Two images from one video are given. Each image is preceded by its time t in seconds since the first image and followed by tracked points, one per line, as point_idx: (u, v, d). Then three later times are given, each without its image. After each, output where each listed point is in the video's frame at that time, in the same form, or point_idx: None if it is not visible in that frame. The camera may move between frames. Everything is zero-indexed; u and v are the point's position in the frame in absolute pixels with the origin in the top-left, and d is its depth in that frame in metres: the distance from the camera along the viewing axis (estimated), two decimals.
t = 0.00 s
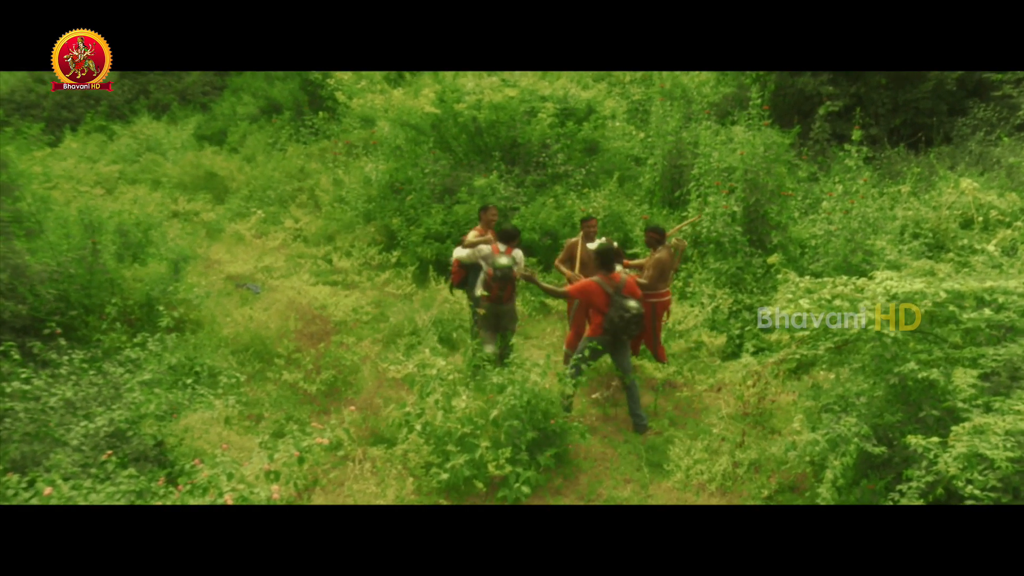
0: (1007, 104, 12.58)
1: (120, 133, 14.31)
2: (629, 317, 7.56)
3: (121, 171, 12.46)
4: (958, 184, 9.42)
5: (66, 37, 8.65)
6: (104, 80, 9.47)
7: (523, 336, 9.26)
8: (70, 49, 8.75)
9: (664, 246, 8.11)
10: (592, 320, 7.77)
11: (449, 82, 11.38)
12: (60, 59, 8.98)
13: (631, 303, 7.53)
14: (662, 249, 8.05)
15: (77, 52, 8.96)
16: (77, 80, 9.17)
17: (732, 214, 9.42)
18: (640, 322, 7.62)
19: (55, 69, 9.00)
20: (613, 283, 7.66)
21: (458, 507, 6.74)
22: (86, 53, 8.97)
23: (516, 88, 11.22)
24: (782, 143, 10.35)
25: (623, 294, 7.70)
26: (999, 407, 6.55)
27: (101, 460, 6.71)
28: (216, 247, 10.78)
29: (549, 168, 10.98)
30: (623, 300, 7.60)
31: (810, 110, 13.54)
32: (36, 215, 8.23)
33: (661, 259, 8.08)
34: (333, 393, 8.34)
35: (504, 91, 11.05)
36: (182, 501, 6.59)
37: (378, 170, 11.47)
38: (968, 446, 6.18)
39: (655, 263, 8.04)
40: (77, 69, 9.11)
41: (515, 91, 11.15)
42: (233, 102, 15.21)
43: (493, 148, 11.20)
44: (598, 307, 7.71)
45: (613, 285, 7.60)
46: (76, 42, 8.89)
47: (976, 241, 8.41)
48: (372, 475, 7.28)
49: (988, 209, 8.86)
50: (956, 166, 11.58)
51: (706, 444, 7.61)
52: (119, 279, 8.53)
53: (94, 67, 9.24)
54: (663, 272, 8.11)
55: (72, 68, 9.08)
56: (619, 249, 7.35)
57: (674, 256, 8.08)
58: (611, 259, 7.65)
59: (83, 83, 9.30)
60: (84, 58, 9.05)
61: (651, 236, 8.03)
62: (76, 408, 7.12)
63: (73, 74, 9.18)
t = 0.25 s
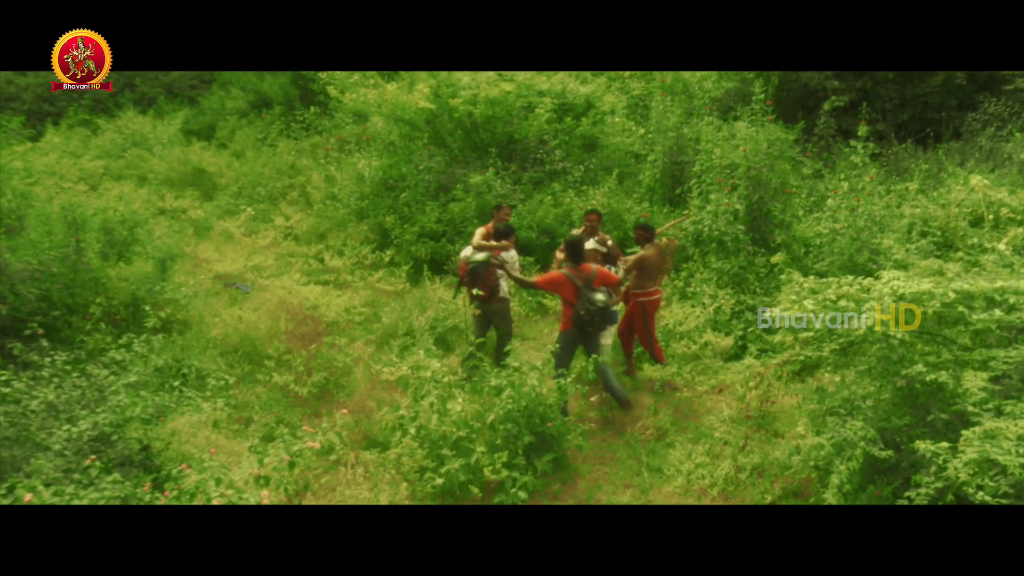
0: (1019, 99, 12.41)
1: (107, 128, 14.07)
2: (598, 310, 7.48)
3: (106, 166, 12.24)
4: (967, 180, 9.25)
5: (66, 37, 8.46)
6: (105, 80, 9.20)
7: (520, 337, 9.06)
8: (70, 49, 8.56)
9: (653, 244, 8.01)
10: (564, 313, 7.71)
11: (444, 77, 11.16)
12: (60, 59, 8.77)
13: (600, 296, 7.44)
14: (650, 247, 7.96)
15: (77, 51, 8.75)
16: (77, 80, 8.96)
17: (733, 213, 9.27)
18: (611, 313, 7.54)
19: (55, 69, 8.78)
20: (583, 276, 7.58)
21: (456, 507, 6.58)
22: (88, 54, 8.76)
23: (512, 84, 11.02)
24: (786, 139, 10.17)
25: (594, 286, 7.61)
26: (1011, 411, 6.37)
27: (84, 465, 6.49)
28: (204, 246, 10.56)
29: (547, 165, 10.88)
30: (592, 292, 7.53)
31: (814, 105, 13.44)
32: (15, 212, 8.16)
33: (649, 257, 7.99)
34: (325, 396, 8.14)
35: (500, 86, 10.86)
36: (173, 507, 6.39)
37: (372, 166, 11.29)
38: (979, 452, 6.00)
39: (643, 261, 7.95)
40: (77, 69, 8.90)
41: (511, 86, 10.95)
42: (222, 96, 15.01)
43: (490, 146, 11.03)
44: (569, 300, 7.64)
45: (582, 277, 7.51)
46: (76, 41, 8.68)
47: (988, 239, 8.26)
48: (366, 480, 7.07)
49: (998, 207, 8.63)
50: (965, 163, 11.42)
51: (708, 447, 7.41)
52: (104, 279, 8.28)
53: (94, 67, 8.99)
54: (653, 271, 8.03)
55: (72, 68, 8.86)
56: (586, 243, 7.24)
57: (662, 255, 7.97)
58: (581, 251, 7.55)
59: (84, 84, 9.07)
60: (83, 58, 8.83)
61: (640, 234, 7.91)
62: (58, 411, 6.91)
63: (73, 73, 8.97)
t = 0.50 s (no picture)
0: None
1: (101, 124, 13.95)
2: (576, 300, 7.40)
3: (96, 163, 12.14)
4: (975, 177, 9.11)
5: (66, 37, 8.31)
6: (104, 80, 9.06)
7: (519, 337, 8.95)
8: (70, 49, 8.44)
9: (639, 238, 8.08)
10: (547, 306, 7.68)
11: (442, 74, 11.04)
12: (59, 59, 8.64)
13: (579, 287, 7.38)
14: (636, 242, 8.03)
15: (76, 51, 8.62)
16: (76, 80, 8.82)
17: (736, 211, 9.14)
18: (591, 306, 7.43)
19: (55, 69, 8.64)
20: (566, 268, 7.55)
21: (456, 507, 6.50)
22: (89, 53, 8.63)
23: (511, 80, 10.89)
24: (791, 136, 10.04)
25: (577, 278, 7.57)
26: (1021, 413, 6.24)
27: (75, 468, 6.36)
28: (198, 244, 10.43)
29: (546, 162, 10.77)
30: (573, 284, 7.45)
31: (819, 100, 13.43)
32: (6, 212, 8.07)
33: (635, 251, 8.06)
34: (321, 397, 8.03)
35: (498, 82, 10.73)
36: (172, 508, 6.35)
37: (368, 164, 11.11)
38: (986, 454, 5.87)
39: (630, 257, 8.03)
40: (77, 69, 8.77)
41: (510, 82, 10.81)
42: (216, 92, 14.89)
43: (489, 143, 10.90)
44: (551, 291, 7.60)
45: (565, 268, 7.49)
46: (76, 41, 8.54)
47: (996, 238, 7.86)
48: (362, 483, 6.95)
49: (1009, 204, 8.02)
50: (975, 158, 11.28)
51: (710, 450, 7.28)
52: (95, 278, 8.12)
53: (94, 67, 8.88)
54: (639, 265, 8.12)
55: (72, 68, 8.74)
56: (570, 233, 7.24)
57: (648, 249, 8.05)
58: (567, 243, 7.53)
59: (84, 83, 8.95)
60: (84, 58, 8.72)
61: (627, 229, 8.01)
62: (49, 413, 6.79)
63: (73, 73, 8.84)
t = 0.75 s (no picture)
0: None
1: (90, 118, 13.70)
2: (551, 293, 7.26)
3: (85, 159, 11.92)
4: (992, 169, 8.89)
5: (66, 37, 8.17)
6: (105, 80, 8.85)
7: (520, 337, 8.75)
8: (69, 49, 8.25)
9: (634, 231, 7.78)
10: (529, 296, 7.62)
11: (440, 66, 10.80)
12: (60, 59, 8.47)
13: (557, 281, 7.28)
14: (630, 236, 7.72)
15: (76, 51, 8.43)
16: (77, 80, 8.62)
17: (745, 205, 8.94)
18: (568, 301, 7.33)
19: (54, 69, 8.46)
20: (552, 261, 7.35)
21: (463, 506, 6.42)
22: (87, 53, 8.44)
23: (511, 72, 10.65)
24: (800, 128, 9.82)
25: (562, 273, 7.35)
26: None
27: (62, 474, 6.14)
28: (190, 242, 10.20)
29: (548, 156, 10.61)
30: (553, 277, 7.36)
31: (829, 91, 13.28)
32: None
33: (631, 246, 7.75)
34: (317, 399, 7.82)
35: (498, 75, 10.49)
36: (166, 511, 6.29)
37: (365, 158, 10.87)
38: (1007, 457, 5.67)
39: (625, 252, 7.72)
40: (77, 70, 8.56)
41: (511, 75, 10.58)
42: (208, 84, 14.67)
43: (492, 138, 10.67)
44: (536, 283, 7.42)
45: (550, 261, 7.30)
46: (75, 41, 8.36)
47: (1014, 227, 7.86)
48: (360, 488, 6.73)
49: None
50: (991, 150, 11.07)
51: (719, 452, 7.08)
52: (83, 277, 7.89)
53: (94, 67, 8.65)
54: (636, 260, 7.80)
55: (72, 68, 8.54)
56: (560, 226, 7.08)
57: (643, 243, 7.73)
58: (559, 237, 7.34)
59: (83, 84, 8.75)
60: (83, 58, 8.50)
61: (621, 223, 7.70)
62: (34, 417, 6.56)
63: (72, 73, 8.64)
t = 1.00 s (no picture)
0: None
1: (80, 113, 13.51)
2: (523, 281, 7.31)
3: (73, 155, 11.73)
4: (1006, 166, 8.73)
5: (66, 37, 8.21)
6: (105, 80, 9.13)
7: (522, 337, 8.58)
8: (69, 49, 8.29)
9: (636, 228, 7.73)
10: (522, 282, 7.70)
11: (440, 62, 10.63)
12: (60, 59, 8.57)
13: (533, 271, 7.29)
14: (631, 232, 7.69)
15: (77, 51, 8.54)
16: (77, 80, 8.77)
17: (752, 202, 8.77)
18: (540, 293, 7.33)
19: (55, 69, 8.58)
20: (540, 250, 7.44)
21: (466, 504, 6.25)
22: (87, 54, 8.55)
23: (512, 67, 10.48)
24: (809, 123, 9.65)
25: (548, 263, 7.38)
26: None
27: (49, 479, 5.95)
28: (182, 240, 10.00)
29: (550, 152, 10.47)
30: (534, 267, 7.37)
31: (839, 86, 13.11)
32: None
33: (633, 242, 7.72)
34: (313, 402, 7.63)
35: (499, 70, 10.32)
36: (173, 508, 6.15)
37: (361, 154, 10.69)
38: None
39: (625, 247, 7.70)
40: (78, 69, 8.68)
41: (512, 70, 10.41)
42: (201, 79, 14.49)
43: (494, 134, 10.52)
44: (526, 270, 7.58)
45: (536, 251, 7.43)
46: (76, 41, 8.46)
47: None
48: (357, 493, 6.53)
49: None
50: (1006, 145, 10.91)
51: (725, 455, 6.85)
52: (72, 277, 7.71)
53: (95, 67, 8.85)
54: (637, 256, 7.77)
55: (72, 68, 8.64)
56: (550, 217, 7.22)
57: (645, 239, 7.69)
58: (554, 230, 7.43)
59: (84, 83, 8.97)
60: (84, 58, 8.59)
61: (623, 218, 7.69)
62: (21, 420, 6.36)
63: (75, 74, 8.81)
